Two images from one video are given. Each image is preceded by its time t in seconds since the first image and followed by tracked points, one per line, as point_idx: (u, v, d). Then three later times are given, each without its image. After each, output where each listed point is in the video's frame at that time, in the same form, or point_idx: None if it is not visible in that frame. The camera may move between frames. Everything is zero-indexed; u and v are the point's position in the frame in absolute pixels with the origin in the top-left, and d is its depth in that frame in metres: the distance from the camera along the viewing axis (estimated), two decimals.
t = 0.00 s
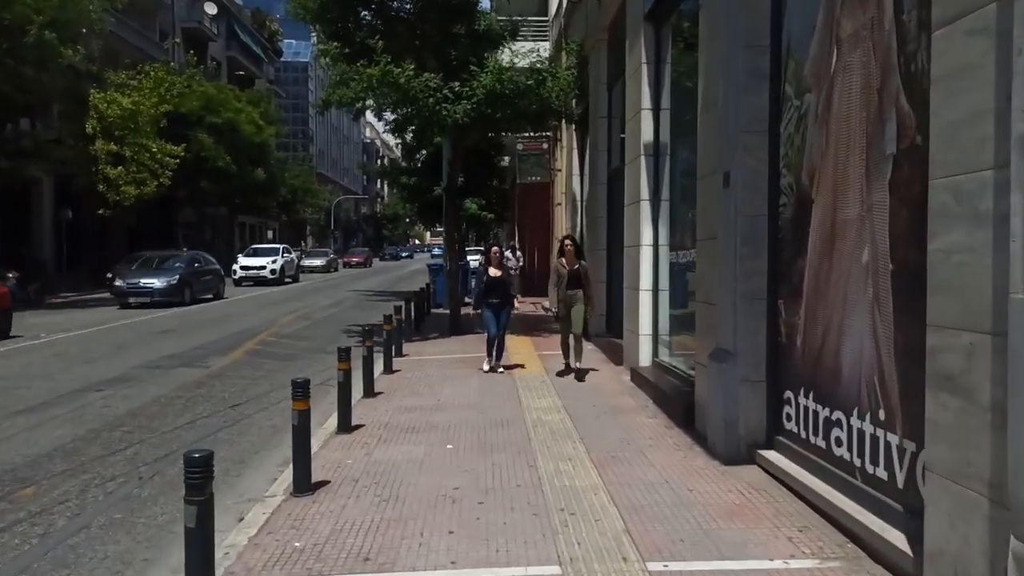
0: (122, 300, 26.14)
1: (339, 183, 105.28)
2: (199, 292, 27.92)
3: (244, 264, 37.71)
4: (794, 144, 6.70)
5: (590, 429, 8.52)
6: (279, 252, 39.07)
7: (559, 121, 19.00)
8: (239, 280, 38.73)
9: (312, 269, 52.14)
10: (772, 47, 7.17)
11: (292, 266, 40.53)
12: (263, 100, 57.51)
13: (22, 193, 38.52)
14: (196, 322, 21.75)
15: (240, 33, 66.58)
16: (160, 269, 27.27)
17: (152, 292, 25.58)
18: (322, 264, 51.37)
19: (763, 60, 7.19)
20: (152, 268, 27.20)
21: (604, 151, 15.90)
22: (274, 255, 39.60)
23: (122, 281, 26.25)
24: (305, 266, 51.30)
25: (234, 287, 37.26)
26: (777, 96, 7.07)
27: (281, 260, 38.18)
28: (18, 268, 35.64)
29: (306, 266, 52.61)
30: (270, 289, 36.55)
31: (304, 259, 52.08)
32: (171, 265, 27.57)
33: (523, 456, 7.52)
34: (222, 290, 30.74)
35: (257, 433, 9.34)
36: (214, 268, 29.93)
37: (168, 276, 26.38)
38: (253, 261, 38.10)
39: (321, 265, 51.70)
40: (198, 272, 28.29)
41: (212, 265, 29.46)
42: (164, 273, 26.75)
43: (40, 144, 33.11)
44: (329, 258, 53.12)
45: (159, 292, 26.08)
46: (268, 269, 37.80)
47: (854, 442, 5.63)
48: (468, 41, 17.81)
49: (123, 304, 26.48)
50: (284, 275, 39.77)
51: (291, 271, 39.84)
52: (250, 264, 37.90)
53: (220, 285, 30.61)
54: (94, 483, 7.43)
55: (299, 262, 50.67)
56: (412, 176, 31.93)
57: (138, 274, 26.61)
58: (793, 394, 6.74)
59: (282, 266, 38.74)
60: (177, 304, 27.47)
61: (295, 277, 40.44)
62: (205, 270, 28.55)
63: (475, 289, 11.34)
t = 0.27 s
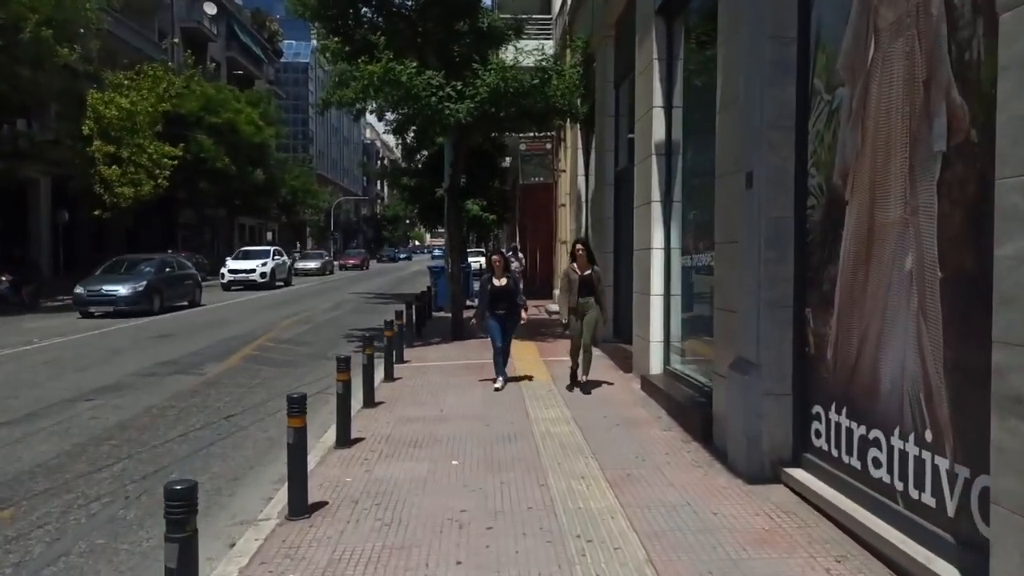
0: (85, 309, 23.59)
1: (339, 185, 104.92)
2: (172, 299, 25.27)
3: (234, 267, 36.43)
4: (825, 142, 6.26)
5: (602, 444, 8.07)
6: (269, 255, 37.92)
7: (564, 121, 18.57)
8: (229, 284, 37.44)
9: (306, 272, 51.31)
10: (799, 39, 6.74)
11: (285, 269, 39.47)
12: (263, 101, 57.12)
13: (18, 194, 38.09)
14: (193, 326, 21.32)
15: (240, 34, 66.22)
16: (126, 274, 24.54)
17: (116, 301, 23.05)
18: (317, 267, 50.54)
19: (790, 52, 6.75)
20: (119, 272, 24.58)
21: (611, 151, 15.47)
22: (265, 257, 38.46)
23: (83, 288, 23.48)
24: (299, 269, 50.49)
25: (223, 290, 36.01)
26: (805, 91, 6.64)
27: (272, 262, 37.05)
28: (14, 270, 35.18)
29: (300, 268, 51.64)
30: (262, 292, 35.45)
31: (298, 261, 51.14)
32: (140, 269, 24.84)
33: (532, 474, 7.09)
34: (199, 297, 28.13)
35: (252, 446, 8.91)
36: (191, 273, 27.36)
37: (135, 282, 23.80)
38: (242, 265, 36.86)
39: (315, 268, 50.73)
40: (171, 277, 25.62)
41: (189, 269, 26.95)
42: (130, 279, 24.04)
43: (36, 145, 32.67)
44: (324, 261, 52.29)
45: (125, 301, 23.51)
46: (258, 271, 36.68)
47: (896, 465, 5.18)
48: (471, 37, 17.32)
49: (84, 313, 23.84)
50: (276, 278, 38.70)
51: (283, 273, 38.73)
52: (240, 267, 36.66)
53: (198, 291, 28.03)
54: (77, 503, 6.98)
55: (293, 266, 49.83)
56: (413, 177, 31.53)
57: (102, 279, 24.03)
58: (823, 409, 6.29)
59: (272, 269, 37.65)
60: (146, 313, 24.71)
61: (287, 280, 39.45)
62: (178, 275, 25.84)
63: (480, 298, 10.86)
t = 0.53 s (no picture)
0: (37, 312, 20.84)
1: (340, 182, 104.51)
2: (138, 302, 22.52)
3: (223, 265, 35.22)
4: (861, 127, 5.81)
5: (617, 449, 7.64)
6: (260, 253, 36.84)
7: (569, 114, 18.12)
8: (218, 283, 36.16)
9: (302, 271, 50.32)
10: (831, 17, 6.29)
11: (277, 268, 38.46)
12: (263, 97, 56.68)
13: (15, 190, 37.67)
14: (190, 324, 20.88)
15: (240, 30, 65.75)
16: (84, 274, 21.74)
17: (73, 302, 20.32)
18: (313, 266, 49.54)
19: (820, 32, 6.30)
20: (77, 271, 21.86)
21: (619, 144, 15.01)
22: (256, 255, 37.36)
23: (35, 289, 20.73)
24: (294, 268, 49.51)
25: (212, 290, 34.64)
26: (837, 72, 6.19)
27: (263, 261, 35.98)
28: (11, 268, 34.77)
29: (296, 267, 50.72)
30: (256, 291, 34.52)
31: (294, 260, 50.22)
32: (101, 269, 22.06)
33: (544, 482, 6.65)
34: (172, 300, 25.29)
35: (247, 451, 8.50)
36: (163, 273, 24.58)
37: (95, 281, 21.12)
38: (232, 264, 35.64)
39: (312, 266, 49.82)
40: (137, 277, 22.77)
41: (160, 269, 24.43)
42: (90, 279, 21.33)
43: (32, 140, 32.22)
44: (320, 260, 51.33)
45: (82, 302, 20.74)
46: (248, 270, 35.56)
47: (946, 477, 4.75)
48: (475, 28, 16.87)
49: (35, 317, 21.00)
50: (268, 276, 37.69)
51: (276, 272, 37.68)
52: (230, 266, 35.47)
53: (170, 293, 25.20)
54: (59, 513, 6.55)
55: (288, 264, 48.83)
56: (415, 173, 31.12)
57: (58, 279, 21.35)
58: (858, 414, 5.86)
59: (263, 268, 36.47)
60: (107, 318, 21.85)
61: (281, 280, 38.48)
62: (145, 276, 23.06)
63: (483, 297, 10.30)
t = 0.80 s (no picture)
0: None
1: (339, 182, 104.04)
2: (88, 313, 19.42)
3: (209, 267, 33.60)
4: (903, 119, 5.32)
5: (631, 465, 7.16)
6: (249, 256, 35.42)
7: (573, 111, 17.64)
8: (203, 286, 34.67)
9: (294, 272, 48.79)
10: None
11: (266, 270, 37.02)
12: (261, 96, 56.20)
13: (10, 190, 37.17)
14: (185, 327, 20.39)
15: (238, 29, 65.23)
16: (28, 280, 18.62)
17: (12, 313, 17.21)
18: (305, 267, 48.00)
19: (855, 16, 5.81)
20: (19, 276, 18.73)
21: (626, 142, 14.52)
22: (243, 257, 35.98)
23: None
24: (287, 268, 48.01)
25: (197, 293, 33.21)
26: (873, 61, 5.71)
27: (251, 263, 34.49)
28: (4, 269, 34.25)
29: (289, 268, 49.48)
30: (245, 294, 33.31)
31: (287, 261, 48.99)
32: (45, 274, 18.93)
33: (555, 502, 6.19)
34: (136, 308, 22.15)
35: (238, 466, 8.02)
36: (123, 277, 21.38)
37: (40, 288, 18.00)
38: (217, 266, 34.05)
39: (305, 266, 48.55)
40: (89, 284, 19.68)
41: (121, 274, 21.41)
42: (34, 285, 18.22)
43: (26, 140, 31.70)
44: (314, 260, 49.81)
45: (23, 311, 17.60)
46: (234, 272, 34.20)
47: (1005, 507, 4.27)
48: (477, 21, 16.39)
49: None
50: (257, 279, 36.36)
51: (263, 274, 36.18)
52: (215, 268, 33.85)
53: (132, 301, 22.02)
54: (31, 538, 6.06)
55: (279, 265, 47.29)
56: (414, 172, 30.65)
57: None
58: (898, 432, 5.38)
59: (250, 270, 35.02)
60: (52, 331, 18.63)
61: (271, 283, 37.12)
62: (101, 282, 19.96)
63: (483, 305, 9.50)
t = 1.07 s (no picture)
0: None
1: (339, 182, 103.60)
2: (29, 322, 17.18)
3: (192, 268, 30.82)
4: (953, 103, 4.87)
5: (649, 476, 6.71)
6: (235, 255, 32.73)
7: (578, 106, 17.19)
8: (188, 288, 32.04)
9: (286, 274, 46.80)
10: None
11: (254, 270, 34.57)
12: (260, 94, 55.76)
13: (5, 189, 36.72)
14: (181, 328, 19.92)
15: (237, 27, 64.75)
16: None
17: None
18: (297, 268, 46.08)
19: None
20: None
21: (635, 137, 14.08)
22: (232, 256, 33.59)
23: None
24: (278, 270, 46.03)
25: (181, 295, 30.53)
26: (917, 42, 5.26)
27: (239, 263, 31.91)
28: None
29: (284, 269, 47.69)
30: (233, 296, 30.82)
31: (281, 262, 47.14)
32: None
33: (570, 518, 5.74)
34: (88, 315, 19.95)
35: (230, 477, 7.57)
36: (76, 282, 19.18)
37: None
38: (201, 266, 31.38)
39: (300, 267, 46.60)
40: (33, 290, 17.39)
41: (71, 276, 19.09)
42: None
43: (20, 137, 31.21)
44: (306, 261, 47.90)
45: None
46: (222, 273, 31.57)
47: None
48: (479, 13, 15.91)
49: None
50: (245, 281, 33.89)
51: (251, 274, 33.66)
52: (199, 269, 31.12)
53: (83, 308, 19.83)
54: (4, 557, 5.60)
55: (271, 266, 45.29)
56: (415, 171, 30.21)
57: None
58: (946, 444, 4.93)
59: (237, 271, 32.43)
60: None
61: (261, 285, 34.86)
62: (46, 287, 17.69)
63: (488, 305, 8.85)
